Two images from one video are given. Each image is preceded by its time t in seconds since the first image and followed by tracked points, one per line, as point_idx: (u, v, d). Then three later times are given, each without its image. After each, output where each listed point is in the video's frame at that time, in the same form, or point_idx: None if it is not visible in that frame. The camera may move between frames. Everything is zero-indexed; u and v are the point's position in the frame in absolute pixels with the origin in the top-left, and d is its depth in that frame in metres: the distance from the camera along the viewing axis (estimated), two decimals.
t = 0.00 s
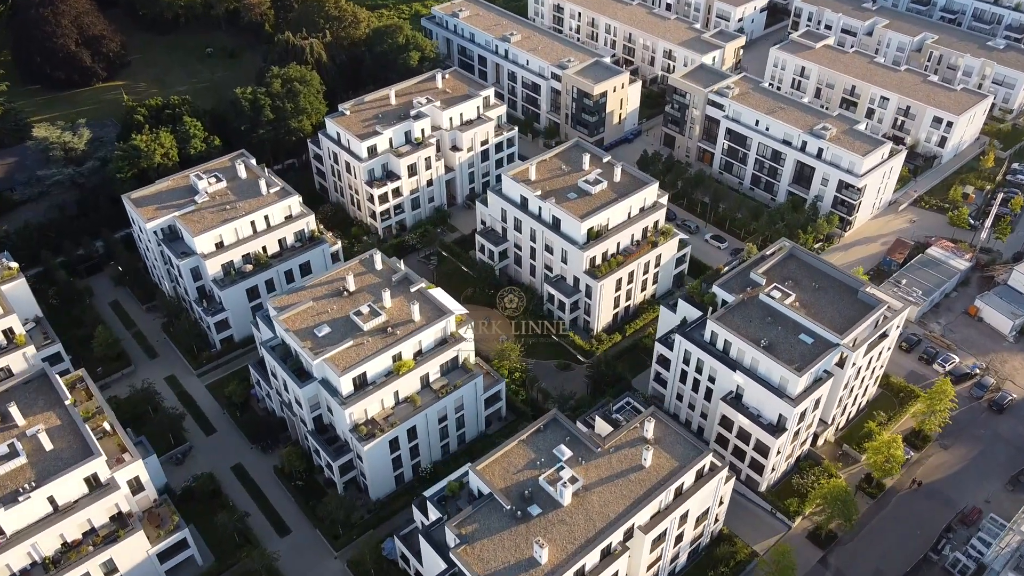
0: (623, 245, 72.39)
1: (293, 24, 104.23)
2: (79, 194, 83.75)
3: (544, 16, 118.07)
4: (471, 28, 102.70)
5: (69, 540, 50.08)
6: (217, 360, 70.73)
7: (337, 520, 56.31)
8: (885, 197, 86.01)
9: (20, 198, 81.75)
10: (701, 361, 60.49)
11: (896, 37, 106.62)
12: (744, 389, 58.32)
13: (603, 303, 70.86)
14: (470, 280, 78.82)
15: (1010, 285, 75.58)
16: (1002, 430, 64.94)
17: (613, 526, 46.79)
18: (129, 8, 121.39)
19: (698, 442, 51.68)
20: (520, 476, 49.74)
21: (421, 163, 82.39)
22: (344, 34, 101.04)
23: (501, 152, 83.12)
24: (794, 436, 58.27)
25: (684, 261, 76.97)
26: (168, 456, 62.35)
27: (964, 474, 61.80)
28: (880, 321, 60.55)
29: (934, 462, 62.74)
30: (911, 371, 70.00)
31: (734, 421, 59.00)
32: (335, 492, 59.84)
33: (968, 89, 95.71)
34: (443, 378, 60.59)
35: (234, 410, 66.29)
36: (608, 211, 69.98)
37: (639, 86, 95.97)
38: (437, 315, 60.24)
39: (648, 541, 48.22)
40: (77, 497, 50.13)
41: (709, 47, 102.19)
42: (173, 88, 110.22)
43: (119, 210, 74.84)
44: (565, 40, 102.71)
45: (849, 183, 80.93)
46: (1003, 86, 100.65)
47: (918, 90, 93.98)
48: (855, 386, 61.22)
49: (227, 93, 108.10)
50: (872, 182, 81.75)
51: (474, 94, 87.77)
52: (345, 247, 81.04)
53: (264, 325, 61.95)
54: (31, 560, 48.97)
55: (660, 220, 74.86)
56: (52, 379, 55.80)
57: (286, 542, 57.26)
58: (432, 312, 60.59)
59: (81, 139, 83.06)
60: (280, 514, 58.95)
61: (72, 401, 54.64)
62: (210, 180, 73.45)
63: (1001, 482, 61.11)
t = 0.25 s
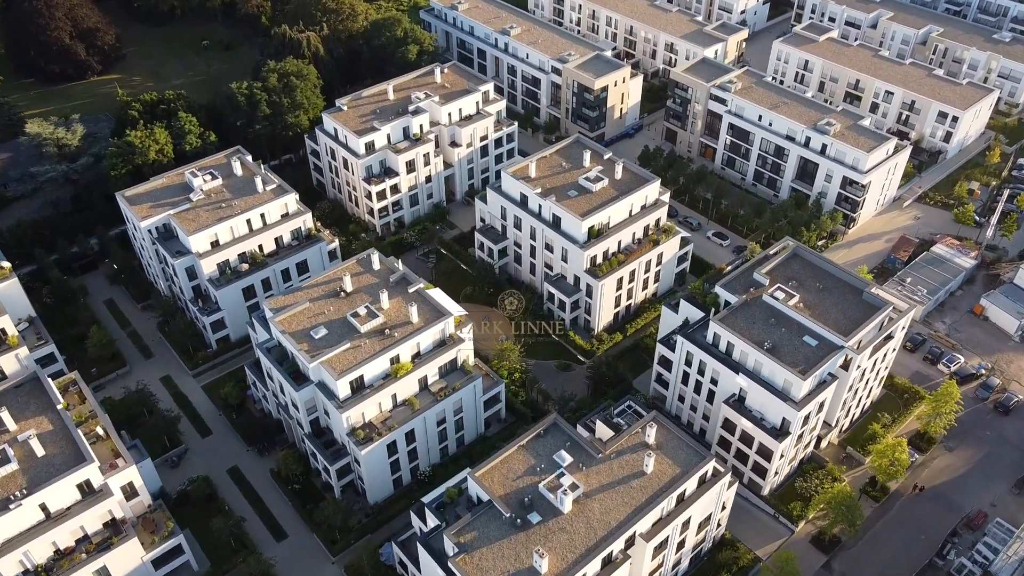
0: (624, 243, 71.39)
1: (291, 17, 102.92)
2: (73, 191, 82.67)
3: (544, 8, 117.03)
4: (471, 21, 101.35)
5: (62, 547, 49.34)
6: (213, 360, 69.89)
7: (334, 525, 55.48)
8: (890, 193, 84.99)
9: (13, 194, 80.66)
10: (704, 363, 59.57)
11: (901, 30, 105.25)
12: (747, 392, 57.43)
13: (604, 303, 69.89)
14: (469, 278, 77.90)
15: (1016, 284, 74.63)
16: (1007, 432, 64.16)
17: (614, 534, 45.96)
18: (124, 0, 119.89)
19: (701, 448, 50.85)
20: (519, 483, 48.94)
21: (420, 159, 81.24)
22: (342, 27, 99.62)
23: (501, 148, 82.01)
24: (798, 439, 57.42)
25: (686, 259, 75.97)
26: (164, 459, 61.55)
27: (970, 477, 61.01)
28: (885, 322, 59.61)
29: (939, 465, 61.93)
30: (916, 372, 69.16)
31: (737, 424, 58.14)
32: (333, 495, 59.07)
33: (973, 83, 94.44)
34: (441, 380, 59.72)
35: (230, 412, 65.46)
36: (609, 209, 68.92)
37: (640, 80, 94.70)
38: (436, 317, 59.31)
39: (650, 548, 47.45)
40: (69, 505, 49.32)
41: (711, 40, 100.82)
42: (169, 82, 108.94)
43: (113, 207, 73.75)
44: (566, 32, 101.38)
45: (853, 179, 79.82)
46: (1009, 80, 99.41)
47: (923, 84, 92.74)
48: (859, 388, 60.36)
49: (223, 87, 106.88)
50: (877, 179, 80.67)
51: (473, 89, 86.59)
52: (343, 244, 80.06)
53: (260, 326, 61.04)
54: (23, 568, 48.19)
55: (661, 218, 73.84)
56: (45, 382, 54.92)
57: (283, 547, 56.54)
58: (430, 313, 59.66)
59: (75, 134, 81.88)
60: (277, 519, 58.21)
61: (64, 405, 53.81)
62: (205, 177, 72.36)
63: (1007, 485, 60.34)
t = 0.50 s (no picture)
0: (625, 243, 70.79)
1: (289, 13, 102.17)
2: (70, 189, 82.10)
3: (544, 4, 116.95)
4: (470, 17, 100.58)
5: (58, 552, 48.91)
6: (210, 360, 69.40)
7: (333, 529, 54.94)
8: (892, 191, 84.36)
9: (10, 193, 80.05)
10: (705, 364, 59.04)
11: (904, 25, 104.41)
12: (748, 394, 56.90)
13: (605, 302, 69.32)
14: (469, 278, 77.35)
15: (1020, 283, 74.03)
16: (1011, 434, 63.68)
17: (615, 540, 45.48)
18: None
19: (702, 451, 50.34)
20: (519, 487, 48.47)
21: (419, 157, 80.55)
22: (340, 23, 98.87)
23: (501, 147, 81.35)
24: (800, 441, 56.92)
25: (687, 258, 75.39)
26: (161, 461, 61.11)
27: (973, 479, 60.56)
28: (889, 324, 59.07)
29: (942, 467, 61.48)
30: (919, 372, 68.65)
31: (739, 426, 57.63)
32: (331, 498, 58.63)
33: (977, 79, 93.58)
34: (441, 382, 59.21)
35: (228, 413, 65.02)
36: (610, 209, 68.29)
37: (641, 77, 93.96)
38: (435, 318, 58.76)
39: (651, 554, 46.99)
40: (65, 509, 48.83)
41: (713, 36, 100.01)
42: (167, 78, 108.21)
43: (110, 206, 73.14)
44: (566, 28, 100.61)
45: (856, 177, 79.13)
46: (1013, 77, 98.58)
47: (926, 81, 92.00)
48: (862, 390, 59.84)
49: (221, 83, 106.22)
50: (880, 177, 80.01)
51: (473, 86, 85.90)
52: (341, 243, 79.51)
53: (257, 327, 60.52)
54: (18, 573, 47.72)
55: (662, 217, 73.23)
56: (40, 385, 54.39)
57: (281, 550, 56.12)
58: (429, 315, 59.13)
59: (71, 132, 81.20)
60: (275, 521, 57.80)
61: (60, 408, 53.33)
62: (202, 176, 71.75)
63: (1010, 488, 59.88)
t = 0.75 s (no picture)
0: (625, 242, 70.29)
1: (288, 9, 101.55)
2: (67, 187, 81.55)
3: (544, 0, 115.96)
4: (470, 13, 99.92)
5: (54, 556, 48.55)
6: (208, 361, 68.98)
7: (331, 531, 54.54)
8: (895, 189, 83.78)
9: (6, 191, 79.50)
10: (707, 366, 58.61)
11: (906, 22, 103.67)
12: (750, 396, 56.46)
13: (605, 302, 68.86)
14: (468, 277, 76.87)
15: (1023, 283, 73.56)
16: (1014, 435, 63.28)
17: (616, 544, 45.08)
18: None
19: (703, 455, 49.97)
20: (519, 491, 48.08)
21: (418, 156, 79.98)
22: (339, 19, 98.22)
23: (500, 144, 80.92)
24: (802, 443, 56.50)
25: (688, 258, 74.90)
26: (159, 463, 60.77)
27: (976, 480, 60.18)
28: (891, 325, 58.61)
29: (944, 468, 61.11)
30: (922, 373, 68.22)
31: (740, 429, 57.20)
32: (330, 500, 58.29)
33: (979, 76, 92.87)
34: (440, 384, 58.77)
35: (226, 414, 64.62)
36: (610, 208, 67.74)
37: (641, 74, 93.24)
38: (434, 319, 58.27)
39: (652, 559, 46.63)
40: (61, 513, 48.40)
41: (714, 32, 99.29)
42: (165, 74, 107.62)
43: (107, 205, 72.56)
44: (566, 24, 99.85)
45: (858, 176, 78.56)
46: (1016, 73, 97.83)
47: (928, 78, 91.33)
48: (863, 391, 59.42)
49: (219, 80, 105.58)
50: (882, 175, 79.43)
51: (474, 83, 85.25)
52: (340, 242, 79.01)
53: (255, 328, 60.09)
54: None
55: (663, 216, 72.69)
56: (35, 387, 53.94)
57: (279, 553, 55.79)
58: (428, 316, 58.65)
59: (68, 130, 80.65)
60: (273, 524, 57.43)
61: (56, 411, 52.89)
62: (199, 175, 71.20)
63: (1013, 489, 59.50)
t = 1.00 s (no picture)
0: (626, 242, 69.80)
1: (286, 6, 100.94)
2: (64, 186, 81.01)
3: None
4: (469, 10, 99.27)
5: (50, 560, 48.22)
6: (206, 361, 68.53)
7: (330, 534, 54.20)
8: (897, 187, 83.28)
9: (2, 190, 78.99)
10: (708, 367, 58.17)
11: (908, 18, 103.07)
12: (751, 398, 56.04)
13: (605, 302, 68.39)
14: (468, 276, 76.41)
15: None
16: (1017, 436, 62.90)
17: (616, 549, 44.67)
18: None
19: (704, 458, 49.59)
20: (518, 495, 47.69)
21: (417, 154, 79.41)
22: (338, 16, 97.54)
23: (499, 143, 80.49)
24: (804, 445, 56.09)
25: (689, 257, 74.44)
26: (156, 465, 60.40)
27: (979, 482, 59.81)
28: (894, 326, 58.17)
29: (947, 470, 60.73)
30: (924, 373, 67.82)
31: (742, 430, 56.79)
32: (328, 502, 57.92)
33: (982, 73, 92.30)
34: (439, 385, 58.36)
35: (224, 415, 64.23)
36: (611, 207, 67.23)
37: (641, 71, 92.59)
38: (433, 321, 57.84)
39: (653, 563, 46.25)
40: (57, 517, 48.05)
41: (715, 29, 98.65)
42: (162, 71, 107.05)
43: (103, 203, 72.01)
44: (566, 20, 99.22)
45: (860, 174, 77.99)
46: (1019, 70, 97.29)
47: (931, 75, 90.75)
48: (866, 392, 59.02)
49: (217, 77, 104.96)
50: (884, 173, 78.90)
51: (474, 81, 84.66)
52: (339, 241, 78.49)
53: (253, 329, 59.64)
54: None
55: (664, 215, 72.20)
56: (31, 389, 53.56)
57: (277, 556, 55.43)
58: (427, 317, 58.22)
59: (64, 128, 80.08)
60: (272, 526, 57.08)
61: (52, 413, 52.53)
62: (196, 174, 70.66)
63: (1016, 491, 59.14)
